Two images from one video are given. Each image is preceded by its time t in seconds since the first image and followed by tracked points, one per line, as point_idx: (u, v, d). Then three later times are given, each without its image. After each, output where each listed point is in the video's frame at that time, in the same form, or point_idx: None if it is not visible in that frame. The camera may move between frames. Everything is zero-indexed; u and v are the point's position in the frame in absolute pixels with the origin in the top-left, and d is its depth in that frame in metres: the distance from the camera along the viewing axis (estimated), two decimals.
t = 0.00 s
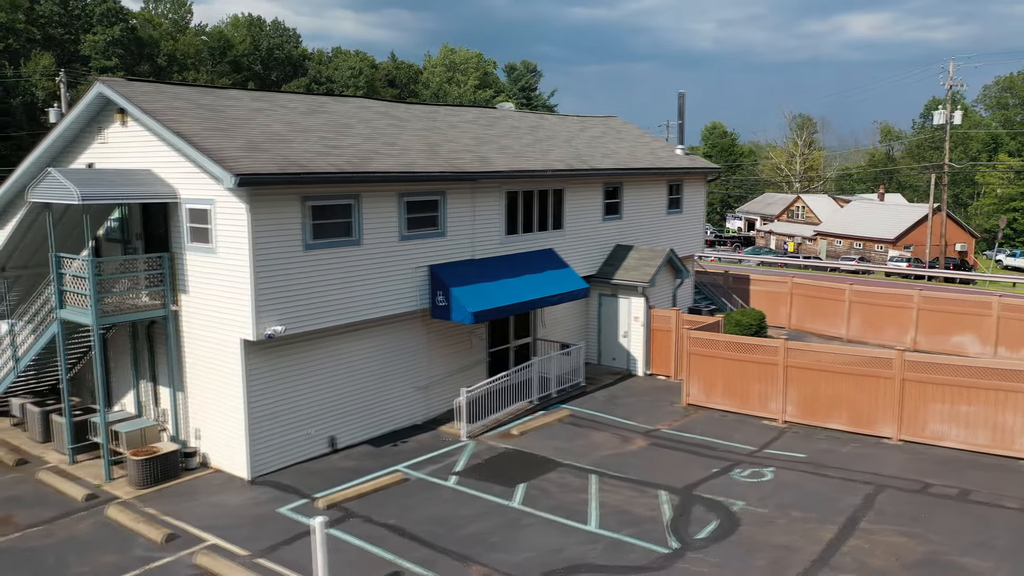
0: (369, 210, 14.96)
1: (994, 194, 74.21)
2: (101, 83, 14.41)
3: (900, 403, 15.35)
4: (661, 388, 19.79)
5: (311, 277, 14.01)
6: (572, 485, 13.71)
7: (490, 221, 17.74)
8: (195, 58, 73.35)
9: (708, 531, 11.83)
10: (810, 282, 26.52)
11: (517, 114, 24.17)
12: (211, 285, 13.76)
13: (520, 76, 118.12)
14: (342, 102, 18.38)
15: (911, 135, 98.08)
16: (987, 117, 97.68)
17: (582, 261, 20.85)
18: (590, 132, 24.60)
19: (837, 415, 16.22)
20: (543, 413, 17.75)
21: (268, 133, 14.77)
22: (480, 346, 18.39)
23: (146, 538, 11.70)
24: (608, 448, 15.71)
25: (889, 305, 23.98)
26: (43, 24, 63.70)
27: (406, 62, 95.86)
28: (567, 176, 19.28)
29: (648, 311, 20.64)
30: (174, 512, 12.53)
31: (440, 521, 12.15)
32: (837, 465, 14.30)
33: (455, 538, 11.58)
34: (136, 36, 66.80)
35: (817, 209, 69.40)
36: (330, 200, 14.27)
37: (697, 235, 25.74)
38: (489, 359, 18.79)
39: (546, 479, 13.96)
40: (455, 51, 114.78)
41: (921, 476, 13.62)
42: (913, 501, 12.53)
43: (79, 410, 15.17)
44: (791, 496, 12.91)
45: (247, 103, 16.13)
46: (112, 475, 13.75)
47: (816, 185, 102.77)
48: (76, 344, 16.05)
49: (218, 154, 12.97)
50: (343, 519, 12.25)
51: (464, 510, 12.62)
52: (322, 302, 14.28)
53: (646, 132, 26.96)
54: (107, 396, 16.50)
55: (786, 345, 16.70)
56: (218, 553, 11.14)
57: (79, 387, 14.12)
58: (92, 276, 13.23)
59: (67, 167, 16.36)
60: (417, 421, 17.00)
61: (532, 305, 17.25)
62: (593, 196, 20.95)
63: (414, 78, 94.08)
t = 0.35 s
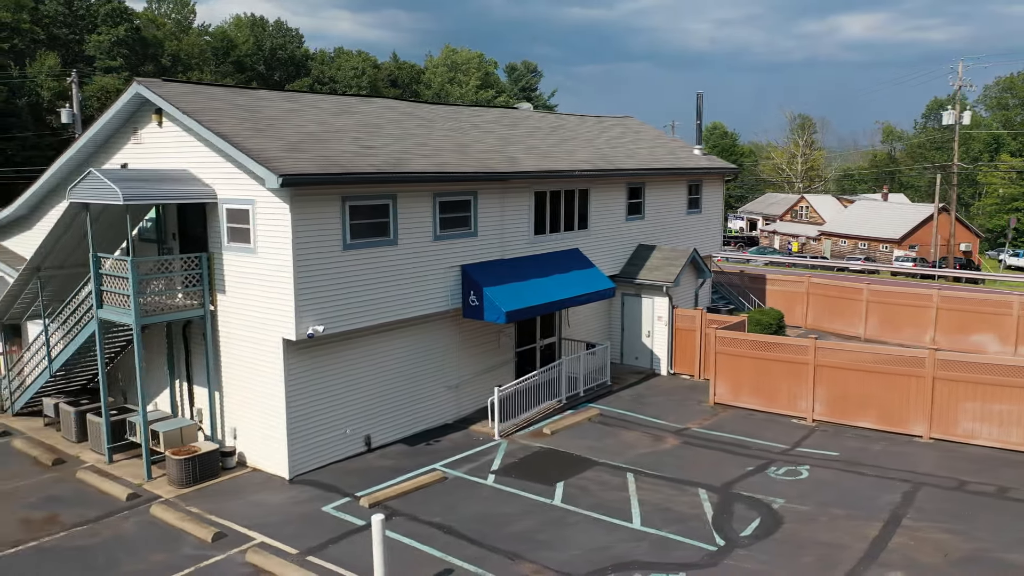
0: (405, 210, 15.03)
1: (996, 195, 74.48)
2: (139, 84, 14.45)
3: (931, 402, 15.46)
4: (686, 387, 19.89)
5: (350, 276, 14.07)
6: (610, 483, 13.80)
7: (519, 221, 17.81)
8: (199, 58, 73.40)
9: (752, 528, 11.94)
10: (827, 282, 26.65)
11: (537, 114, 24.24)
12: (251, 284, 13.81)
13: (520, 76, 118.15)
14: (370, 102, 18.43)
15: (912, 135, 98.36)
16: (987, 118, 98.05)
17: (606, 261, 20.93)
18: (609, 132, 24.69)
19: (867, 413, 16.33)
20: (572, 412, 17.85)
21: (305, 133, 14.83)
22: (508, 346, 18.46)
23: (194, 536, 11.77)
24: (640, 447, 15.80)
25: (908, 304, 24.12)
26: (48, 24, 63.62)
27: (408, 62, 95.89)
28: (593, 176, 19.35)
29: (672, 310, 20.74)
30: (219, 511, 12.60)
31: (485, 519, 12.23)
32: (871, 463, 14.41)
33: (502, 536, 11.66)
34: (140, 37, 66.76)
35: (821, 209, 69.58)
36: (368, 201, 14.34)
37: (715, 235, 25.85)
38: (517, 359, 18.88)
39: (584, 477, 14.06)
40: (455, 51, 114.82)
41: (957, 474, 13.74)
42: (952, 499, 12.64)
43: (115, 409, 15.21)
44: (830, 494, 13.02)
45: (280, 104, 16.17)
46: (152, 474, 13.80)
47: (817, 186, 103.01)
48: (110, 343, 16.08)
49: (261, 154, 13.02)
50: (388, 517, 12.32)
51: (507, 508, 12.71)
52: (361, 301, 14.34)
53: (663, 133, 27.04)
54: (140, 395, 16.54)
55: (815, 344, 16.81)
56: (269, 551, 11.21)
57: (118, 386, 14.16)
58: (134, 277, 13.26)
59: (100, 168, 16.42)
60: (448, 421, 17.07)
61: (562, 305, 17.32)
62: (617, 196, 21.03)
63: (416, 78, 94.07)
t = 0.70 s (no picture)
0: (441, 210, 15.10)
1: (997, 195, 74.77)
2: (176, 85, 14.51)
3: (962, 401, 15.57)
4: (711, 386, 19.98)
5: (389, 276, 14.14)
6: (648, 481, 13.89)
7: (548, 221, 17.88)
8: (203, 58, 73.40)
9: (796, 525, 12.04)
10: (843, 282, 26.79)
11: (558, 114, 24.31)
12: (291, 284, 13.85)
13: (520, 76, 118.26)
14: (399, 103, 18.49)
15: (912, 135, 98.67)
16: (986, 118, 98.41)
17: (631, 261, 21.02)
18: (629, 133, 24.77)
19: (897, 412, 16.44)
20: (601, 411, 17.94)
21: (342, 134, 14.87)
22: (536, 346, 18.54)
23: (241, 535, 11.83)
24: (673, 446, 15.89)
25: (926, 304, 24.25)
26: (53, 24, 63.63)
27: (409, 62, 95.96)
28: (620, 176, 19.43)
29: (696, 310, 20.83)
30: (263, 510, 12.66)
31: (530, 517, 12.30)
32: (905, 461, 14.51)
33: (548, 534, 11.74)
34: (145, 38, 66.76)
35: (824, 209, 69.77)
36: (405, 201, 14.39)
37: (734, 235, 25.94)
38: (544, 358, 18.96)
39: (622, 476, 14.14)
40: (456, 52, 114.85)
41: (993, 472, 13.85)
42: (991, 496, 12.75)
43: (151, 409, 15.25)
44: (870, 492, 13.12)
45: (314, 104, 16.23)
46: (192, 473, 13.86)
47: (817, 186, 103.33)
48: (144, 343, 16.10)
49: (303, 155, 13.08)
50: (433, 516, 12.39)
51: (549, 506, 12.80)
52: (399, 301, 14.40)
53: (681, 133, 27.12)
54: (174, 395, 16.58)
55: (844, 343, 16.91)
56: (319, 550, 11.27)
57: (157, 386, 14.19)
58: (176, 277, 13.29)
59: (132, 168, 16.46)
60: (478, 420, 17.15)
61: (591, 305, 17.39)
62: (641, 196, 21.11)
63: (417, 78, 94.12)
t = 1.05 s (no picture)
0: (477, 210, 15.17)
1: (999, 196, 75.04)
2: (214, 86, 14.56)
3: (993, 399, 15.70)
4: (736, 385, 20.08)
5: (428, 276, 14.21)
6: (687, 480, 13.98)
7: (578, 221, 17.95)
8: (206, 58, 73.29)
9: (840, 523, 12.13)
10: (859, 281, 26.93)
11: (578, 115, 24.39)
12: (331, 284, 13.91)
13: (520, 76, 118.28)
14: (428, 103, 18.55)
15: (912, 136, 98.98)
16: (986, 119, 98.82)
17: (655, 261, 21.11)
18: (649, 133, 24.87)
19: (927, 410, 16.56)
20: (631, 411, 18.02)
21: (379, 135, 14.94)
22: (565, 345, 18.62)
23: (290, 534, 11.88)
24: (707, 444, 15.98)
25: (944, 303, 24.41)
26: (58, 25, 63.25)
27: (411, 63, 95.93)
28: (646, 176, 19.52)
29: (719, 310, 20.94)
30: (308, 509, 12.71)
31: (575, 516, 12.38)
32: (940, 459, 14.63)
33: (596, 532, 11.82)
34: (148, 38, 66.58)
35: (828, 209, 69.91)
36: (444, 201, 14.46)
37: (752, 234, 26.06)
38: (572, 358, 19.04)
39: (660, 475, 14.22)
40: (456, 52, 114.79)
41: None
42: None
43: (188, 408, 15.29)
44: (909, 489, 13.23)
45: (348, 105, 16.28)
46: (232, 472, 13.91)
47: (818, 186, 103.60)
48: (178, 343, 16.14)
49: (347, 155, 13.14)
50: (479, 515, 12.46)
51: (593, 504, 12.87)
52: (437, 301, 14.47)
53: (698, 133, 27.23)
54: (208, 394, 16.62)
55: (873, 342, 17.02)
56: (370, 548, 11.34)
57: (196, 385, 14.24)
58: (218, 277, 13.33)
59: (166, 170, 16.55)
60: (510, 419, 17.21)
61: (621, 305, 17.46)
62: (665, 196, 21.21)
63: (419, 79, 94.06)
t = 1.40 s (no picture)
0: (516, 210, 15.24)
1: (1004, 196, 75.22)
2: (254, 86, 14.62)
3: None
4: (764, 385, 20.17)
5: (469, 276, 14.28)
6: (728, 478, 14.07)
7: (609, 221, 18.02)
8: (212, 59, 73.34)
9: (887, 520, 12.21)
10: (878, 281, 27.04)
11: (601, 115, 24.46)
12: (374, 284, 13.97)
13: (522, 77, 118.30)
14: (459, 104, 18.61)
15: (915, 136, 99.16)
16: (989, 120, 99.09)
17: (681, 261, 21.19)
18: (671, 133, 24.94)
19: (960, 409, 16.66)
20: (663, 410, 18.11)
21: (419, 135, 15.01)
22: (596, 345, 18.69)
23: (341, 532, 11.95)
24: (742, 443, 16.06)
25: (965, 303, 24.54)
26: (67, 26, 63.06)
27: (414, 63, 95.97)
28: (675, 176, 19.60)
29: (746, 309, 21.02)
30: (355, 508, 12.78)
31: (622, 514, 12.46)
32: (977, 458, 14.73)
33: (645, 531, 11.90)
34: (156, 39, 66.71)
35: (834, 209, 69.96)
36: (484, 201, 14.52)
37: (772, 234, 26.14)
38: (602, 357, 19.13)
39: (701, 473, 14.30)
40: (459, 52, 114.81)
41: None
42: None
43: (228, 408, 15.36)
44: (951, 488, 13.32)
45: (384, 105, 16.35)
46: (276, 472, 13.98)
47: (821, 186, 103.77)
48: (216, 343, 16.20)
49: (392, 156, 13.20)
50: (526, 513, 12.53)
51: (638, 503, 12.96)
52: (477, 301, 14.55)
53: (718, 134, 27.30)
54: (245, 393, 16.70)
55: (905, 341, 17.11)
56: (423, 546, 11.42)
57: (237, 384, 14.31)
58: (263, 277, 13.40)
59: (203, 170, 16.63)
60: (544, 418, 17.29)
61: (654, 304, 17.53)
62: (691, 196, 21.29)
63: (423, 79, 94.19)
